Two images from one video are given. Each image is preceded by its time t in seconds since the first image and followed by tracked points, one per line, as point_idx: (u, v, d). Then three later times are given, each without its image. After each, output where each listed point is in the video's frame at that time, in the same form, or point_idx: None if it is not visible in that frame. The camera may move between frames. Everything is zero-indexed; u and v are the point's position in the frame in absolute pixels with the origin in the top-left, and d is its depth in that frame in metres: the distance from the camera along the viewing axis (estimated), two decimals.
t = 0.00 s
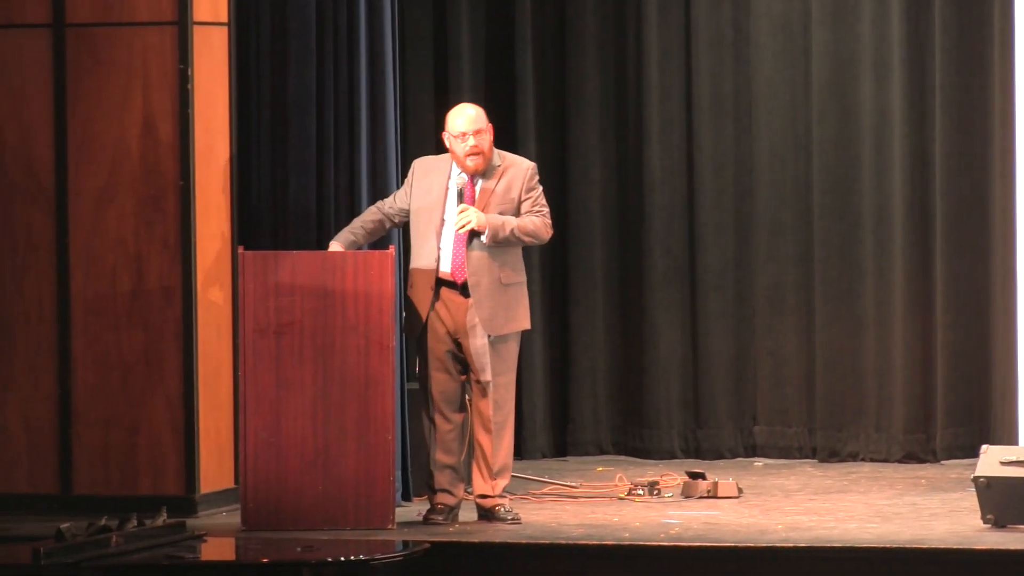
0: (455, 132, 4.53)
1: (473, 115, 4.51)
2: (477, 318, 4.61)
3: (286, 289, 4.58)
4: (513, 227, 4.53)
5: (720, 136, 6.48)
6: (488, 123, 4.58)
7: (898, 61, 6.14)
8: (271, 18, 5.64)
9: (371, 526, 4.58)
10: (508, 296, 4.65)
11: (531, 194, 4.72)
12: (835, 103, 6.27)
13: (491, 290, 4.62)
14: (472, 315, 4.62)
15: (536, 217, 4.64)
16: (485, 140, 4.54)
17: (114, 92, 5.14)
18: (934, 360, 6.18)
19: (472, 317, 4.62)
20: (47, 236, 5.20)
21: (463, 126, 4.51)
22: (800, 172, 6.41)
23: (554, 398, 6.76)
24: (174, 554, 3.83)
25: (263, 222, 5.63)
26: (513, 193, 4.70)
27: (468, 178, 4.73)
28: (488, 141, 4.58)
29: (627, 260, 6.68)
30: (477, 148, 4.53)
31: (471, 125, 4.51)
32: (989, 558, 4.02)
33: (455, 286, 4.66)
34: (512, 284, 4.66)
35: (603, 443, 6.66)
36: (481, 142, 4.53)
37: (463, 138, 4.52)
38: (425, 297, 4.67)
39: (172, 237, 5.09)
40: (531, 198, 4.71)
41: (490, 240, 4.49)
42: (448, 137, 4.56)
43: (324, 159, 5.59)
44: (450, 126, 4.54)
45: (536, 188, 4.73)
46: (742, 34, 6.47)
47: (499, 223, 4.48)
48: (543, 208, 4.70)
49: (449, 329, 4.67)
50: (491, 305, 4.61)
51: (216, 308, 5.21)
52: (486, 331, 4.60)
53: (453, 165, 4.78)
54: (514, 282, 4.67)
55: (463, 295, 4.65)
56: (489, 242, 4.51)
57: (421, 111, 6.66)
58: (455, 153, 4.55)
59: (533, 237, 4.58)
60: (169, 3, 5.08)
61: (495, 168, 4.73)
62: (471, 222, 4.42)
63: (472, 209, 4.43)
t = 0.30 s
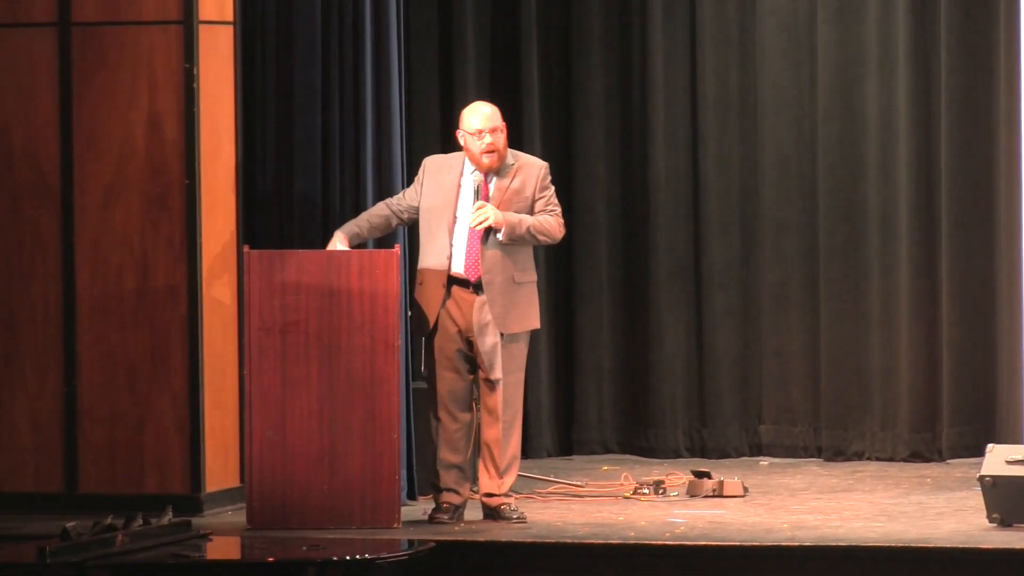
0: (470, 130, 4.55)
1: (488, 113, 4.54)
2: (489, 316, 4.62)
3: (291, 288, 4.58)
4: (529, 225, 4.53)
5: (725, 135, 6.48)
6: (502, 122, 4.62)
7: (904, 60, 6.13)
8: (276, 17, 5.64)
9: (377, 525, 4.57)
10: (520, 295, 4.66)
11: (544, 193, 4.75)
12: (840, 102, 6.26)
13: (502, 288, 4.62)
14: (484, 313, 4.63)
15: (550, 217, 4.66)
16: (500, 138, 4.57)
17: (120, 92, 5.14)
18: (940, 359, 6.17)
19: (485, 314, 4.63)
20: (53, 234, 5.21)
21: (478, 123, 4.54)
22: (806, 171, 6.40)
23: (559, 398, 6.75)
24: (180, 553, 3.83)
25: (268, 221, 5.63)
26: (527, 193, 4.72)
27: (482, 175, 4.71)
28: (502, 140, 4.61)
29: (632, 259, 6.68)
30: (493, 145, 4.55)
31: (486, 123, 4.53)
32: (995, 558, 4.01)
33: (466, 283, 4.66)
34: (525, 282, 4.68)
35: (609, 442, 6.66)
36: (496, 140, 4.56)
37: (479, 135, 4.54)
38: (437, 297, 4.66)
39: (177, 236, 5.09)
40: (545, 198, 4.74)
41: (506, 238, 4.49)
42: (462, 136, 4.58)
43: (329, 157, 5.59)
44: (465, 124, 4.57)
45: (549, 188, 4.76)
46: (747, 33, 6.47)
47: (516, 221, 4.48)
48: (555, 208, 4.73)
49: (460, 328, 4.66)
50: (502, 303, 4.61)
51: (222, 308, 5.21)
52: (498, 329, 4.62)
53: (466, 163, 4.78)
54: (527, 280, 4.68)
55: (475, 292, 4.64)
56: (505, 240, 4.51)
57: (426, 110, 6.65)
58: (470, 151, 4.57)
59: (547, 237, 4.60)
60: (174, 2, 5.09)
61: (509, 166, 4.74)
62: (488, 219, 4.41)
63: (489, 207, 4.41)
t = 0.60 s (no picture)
0: (485, 130, 4.55)
1: (503, 113, 4.55)
2: (504, 317, 4.63)
3: (297, 288, 4.58)
4: (546, 225, 4.54)
5: (730, 135, 6.47)
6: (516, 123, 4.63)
7: (909, 60, 6.13)
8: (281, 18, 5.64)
9: (382, 525, 4.58)
10: (532, 295, 4.66)
11: (557, 192, 4.75)
12: (846, 101, 6.26)
13: (512, 288, 4.62)
14: (499, 314, 4.63)
15: (564, 216, 4.68)
16: (515, 138, 4.57)
17: (125, 92, 5.15)
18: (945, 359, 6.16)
19: (500, 315, 4.63)
20: (58, 235, 5.21)
21: (493, 123, 4.54)
22: (811, 171, 6.40)
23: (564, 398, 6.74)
24: (186, 553, 3.83)
25: (274, 222, 5.63)
26: (541, 192, 4.72)
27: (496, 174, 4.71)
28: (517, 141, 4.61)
29: (637, 259, 6.67)
30: (508, 146, 4.56)
31: (501, 122, 4.54)
32: (1000, 558, 4.00)
33: (480, 284, 4.65)
34: (539, 283, 4.68)
35: (614, 442, 6.65)
36: (511, 140, 4.56)
37: (495, 135, 4.54)
38: (449, 294, 4.66)
39: (182, 236, 5.10)
40: (558, 198, 4.74)
41: (524, 238, 4.49)
42: (477, 136, 4.58)
43: (335, 159, 5.60)
44: (480, 125, 4.57)
45: (562, 188, 4.77)
46: (752, 34, 6.47)
47: (533, 222, 4.48)
48: (567, 208, 4.75)
49: (473, 328, 4.66)
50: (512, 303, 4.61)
51: (227, 308, 5.21)
52: (513, 330, 4.63)
53: (477, 159, 4.77)
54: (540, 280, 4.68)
55: (489, 292, 4.64)
56: (522, 240, 4.51)
57: (431, 111, 6.65)
58: (485, 151, 4.57)
59: (563, 237, 4.60)
60: (180, 3, 5.09)
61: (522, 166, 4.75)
62: (509, 217, 4.37)
63: (509, 206, 4.38)
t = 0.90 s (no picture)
0: (501, 129, 4.57)
1: (516, 112, 4.59)
2: (521, 316, 4.64)
3: (301, 288, 4.59)
4: (562, 225, 4.58)
5: (734, 135, 6.47)
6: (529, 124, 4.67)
7: (914, 60, 6.13)
8: (286, 18, 5.64)
9: (386, 525, 4.58)
10: (547, 295, 4.67)
11: (568, 193, 4.78)
12: (851, 101, 6.25)
13: (522, 286, 4.62)
14: (515, 313, 4.65)
15: (576, 216, 4.71)
16: (529, 138, 4.61)
17: (131, 91, 5.15)
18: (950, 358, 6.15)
19: (515, 314, 4.65)
20: (63, 234, 5.21)
21: (508, 122, 4.57)
22: (816, 170, 6.39)
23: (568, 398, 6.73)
24: (191, 553, 3.83)
25: (279, 222, 5.64)
26: (553, 191, 4.74)
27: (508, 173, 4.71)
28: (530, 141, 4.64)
29: (642, 258, 6.66)
30: (523, 145, 4.58)
31: (515, 122, 4.58)
32: (1005, 557, 4.00)
33: (496, 284, 4.65)
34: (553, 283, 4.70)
35: (618, 442, 6.65)
36: (525, 140, 4.59)
37: (510, 134, 4.57)
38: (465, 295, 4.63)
39: (187, 235, 5.10)
40: (567, 198, 4.78)
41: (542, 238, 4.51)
42: (490, 134, 4.61)
43: (340, 159, 5.59)
44: (494, 124, 4.59)
45: (570, 189, 4.80)
46: (757, 34, 6.47)
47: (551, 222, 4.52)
48: (578, 208, 4.79)
49: (487, 328, 4.66)
50: (524, 302, 4.62)
51: (232, 307, 5.21)
52: (528, 330, 4.65)
53: (488, 157, 4.75)
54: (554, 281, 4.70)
55: (505, 291, 4.64)
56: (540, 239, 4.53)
57: (436, 110, 6.65)
58: (498, 149, 4.59)
59: (576, 236, 4.64)
60: (185, 2, 5.10)
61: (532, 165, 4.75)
62: (530, 215, 4.39)
63: (530, 204, 4.41)
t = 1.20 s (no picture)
0: (513, 128, 4.58)
1: (526, 112, 4.60)
2: (534, 316, 4.66)
3: (306, 287, 4.59)
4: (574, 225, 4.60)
5: (739, 134, 6.47)
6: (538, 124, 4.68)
7: (918, 59, 6.12)
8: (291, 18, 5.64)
9: (391, 524, 4.57)
10: (559, 294, 4.68)
11: (574, 193, 4.80)
12: (856, 100, 6.25)
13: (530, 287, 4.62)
14: (528, 313, 4.66)
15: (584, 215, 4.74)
16: (540, 138, 4.62)
17: (135, 91, 5.15)
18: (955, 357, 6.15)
19: (527, 314, 4.66)
20: (68, 233, 5.22)
21: (520, 122, 4.58)
22: (821, 170, 6.39)
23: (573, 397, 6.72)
24: (195, 552, 3.83)
25: (284, 221, 5.64)
26: (562, 191, 4.74)
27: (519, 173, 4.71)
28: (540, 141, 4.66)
29: (647, 257, 6.66)
30: (535, 144, 4.60)
31: (527, 122, 4.58)
32: (1010, 556, 3.99)
33: (510, 284, 4.65)
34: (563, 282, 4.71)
35: (623, 441, 6.64)
36: (536, 139, 4.61)
37: (523, 134, 4.58)
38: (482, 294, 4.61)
39: (193, 235, 5.11)
40: (574, 198, 4.80)
41: (556, 237, 4.54)
42: (501, 134, 4.61)
43: (345, 158, 5.59)
44: (505, 124, 4.60)
45: (577, 189, 4.82)
46: (762, 34, 6.46)
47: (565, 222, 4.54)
48: (585, 208, 4.82)
49: (498, 329, 4.65)
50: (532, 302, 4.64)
51: (237, 306, 5.21)
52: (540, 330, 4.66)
53: (497, 157, 4.73)
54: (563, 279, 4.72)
55: (519, 290, 4.65)
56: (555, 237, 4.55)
57: (441, 110, 6.64)
58: (510, 148, 4.60)
59: (585, 235, 4.67)
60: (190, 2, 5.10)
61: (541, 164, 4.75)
62: (546, 215, 4.40)
63: (546, 203, 4.42)
